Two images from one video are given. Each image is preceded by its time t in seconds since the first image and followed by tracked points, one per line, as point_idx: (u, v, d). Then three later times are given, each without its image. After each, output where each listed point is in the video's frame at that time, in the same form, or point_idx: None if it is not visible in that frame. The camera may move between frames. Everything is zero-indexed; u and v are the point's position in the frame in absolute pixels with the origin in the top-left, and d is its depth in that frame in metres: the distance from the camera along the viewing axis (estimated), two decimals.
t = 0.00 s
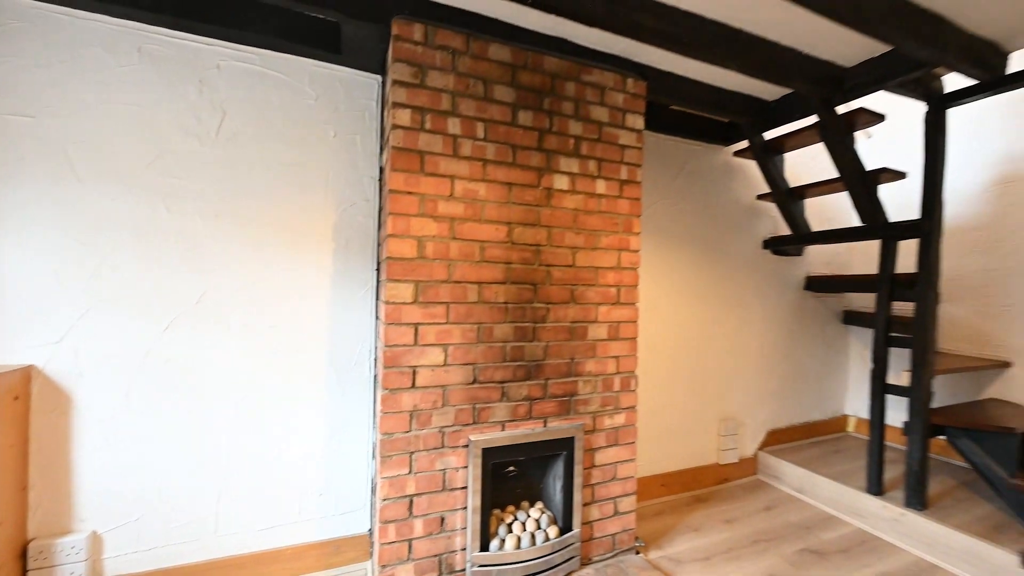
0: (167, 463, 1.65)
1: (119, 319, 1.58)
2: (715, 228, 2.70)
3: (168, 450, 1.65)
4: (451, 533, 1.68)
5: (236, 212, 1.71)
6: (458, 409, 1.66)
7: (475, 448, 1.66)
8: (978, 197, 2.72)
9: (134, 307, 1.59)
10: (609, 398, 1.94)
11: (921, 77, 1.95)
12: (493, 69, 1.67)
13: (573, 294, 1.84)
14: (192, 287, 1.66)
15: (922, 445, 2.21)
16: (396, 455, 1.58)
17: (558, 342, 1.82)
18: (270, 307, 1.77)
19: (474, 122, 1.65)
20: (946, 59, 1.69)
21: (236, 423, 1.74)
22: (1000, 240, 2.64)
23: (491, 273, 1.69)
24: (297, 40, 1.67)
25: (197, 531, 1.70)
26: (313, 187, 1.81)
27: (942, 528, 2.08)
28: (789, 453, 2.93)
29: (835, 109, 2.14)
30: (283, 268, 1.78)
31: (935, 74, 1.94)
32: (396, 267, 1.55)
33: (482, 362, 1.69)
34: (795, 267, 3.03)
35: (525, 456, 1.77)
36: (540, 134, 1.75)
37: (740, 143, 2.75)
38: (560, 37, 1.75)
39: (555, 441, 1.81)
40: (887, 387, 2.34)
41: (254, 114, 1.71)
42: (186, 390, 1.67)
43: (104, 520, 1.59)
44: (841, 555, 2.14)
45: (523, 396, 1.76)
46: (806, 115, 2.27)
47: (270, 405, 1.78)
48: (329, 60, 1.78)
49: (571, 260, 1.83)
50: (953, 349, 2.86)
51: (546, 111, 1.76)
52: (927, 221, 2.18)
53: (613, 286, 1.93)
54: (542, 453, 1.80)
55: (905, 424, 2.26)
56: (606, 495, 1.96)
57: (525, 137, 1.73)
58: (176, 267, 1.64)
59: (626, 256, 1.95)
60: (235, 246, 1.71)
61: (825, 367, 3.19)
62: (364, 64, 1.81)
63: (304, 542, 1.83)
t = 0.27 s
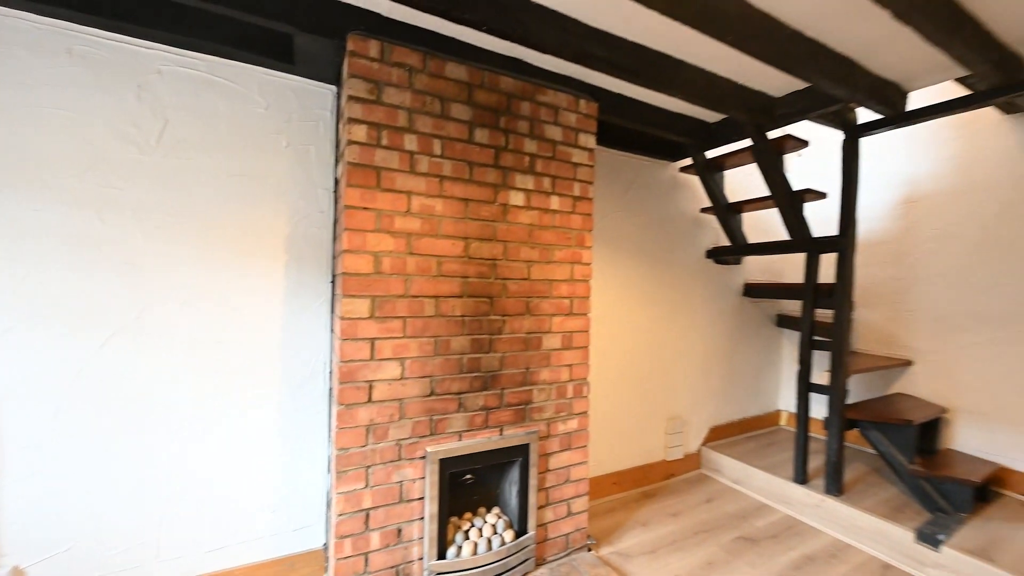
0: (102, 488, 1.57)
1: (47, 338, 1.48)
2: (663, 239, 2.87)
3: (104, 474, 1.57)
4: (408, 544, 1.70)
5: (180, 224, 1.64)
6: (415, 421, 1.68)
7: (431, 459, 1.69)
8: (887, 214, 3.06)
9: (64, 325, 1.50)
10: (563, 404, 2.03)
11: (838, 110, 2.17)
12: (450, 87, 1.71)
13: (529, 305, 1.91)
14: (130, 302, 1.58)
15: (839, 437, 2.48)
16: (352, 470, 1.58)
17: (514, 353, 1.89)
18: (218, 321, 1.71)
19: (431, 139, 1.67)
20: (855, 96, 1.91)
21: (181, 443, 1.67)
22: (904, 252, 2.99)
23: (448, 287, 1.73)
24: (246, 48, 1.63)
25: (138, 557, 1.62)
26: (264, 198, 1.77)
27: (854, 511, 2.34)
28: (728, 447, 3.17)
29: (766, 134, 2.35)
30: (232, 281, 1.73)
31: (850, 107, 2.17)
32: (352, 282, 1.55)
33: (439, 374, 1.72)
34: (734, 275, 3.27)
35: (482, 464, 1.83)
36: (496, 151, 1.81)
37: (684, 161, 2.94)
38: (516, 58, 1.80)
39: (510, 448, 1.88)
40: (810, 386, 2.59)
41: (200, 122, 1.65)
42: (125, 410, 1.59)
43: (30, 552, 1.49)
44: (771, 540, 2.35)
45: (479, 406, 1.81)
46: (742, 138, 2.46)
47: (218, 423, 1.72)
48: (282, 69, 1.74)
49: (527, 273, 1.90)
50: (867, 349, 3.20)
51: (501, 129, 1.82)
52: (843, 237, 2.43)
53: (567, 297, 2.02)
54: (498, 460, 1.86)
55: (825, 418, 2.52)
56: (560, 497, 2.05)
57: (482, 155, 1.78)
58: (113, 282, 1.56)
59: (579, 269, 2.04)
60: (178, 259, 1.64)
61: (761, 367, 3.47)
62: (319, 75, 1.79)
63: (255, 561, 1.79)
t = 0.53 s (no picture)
0: None
1: None
2: (604, 245, 3.00)
3: None
4: (349, 559, 1.66)
5: (86, 227, 1.48)
6: (357, 433, 1.65)
7: (374, 471, 1.66)
8: (798, 226, 3.41)
9: None
10: (507, 409, 2.08)
11: (758, 131, 2.39)
12: (393, 93, 1.68)
13: (473, 313, 1.94)
14: (24, 315, 1.41)
15: (758, 428, 2.73)
16: (287, 487, 1.52)
17: (459, 361, 1.91)
18: (133, 334, 1.57)
19: (373, 145, 1.64)
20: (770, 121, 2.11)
21: (87, 470, 1.51)
22: (812, 260, 3.35)
23: (391, 295, 1.70)
24: (166, 39, 1.50)
25: None
26: (187, 200, 1.64)
27: (770, 494, 2.59)
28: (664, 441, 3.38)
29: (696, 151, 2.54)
30: (150, 290, 1.59)
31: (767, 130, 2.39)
32: (287, 292, 1.48)
33: (382, 384, 1.70)
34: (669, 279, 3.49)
35: (426, 472, 1.82)
36: (440, 159, 1.81)
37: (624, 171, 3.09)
38: (462, 68, 1.81)
39: (455, 455, 1.89)
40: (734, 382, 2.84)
41: (110, 116, 1.51)
42: (18, 436, 1.41)
43: None
44: (700, 527, 2.54)
45: (424, 415, 1.81)
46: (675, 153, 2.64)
47: (133, 445, 1.58)
48: (208, 63, 1.63)
49: (471, 281, 1.93)
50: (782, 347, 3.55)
51: (446, 138, 1.82)
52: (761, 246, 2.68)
53: (511, 304, 2.07)
54: (443, 468, 1.87)
55: (746, 410, 2.77)
56: (505, 500, 2.09)
57: (426, 162, 1.77)
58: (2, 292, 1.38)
59: (523, 277, 2.11)
60: (84, 266, 1.48)
61: (693, 365, 3.73)
62: (251, 72, 1.69)
63: None
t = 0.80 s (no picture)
0: None
1: None
2: (542, 247, 3.08)
3: None
4: None
5: None
6: (284, 444, 1.56)
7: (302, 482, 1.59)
8: (717, 232, 3.73)
9: None
10: (446, 411, 2.08)
11: (681, 143, 2.59)
12: (324, 87, 1.62)
13: (411, 315, 1.92)
14: None
15: (681, 417, 2.95)
16: (203, 506, 1.40)
17: (395, 364, 1.87)
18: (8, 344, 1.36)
19: (301, 141, 1.57)
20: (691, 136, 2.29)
21: None
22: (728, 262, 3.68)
23: (321, 298, 1.64)
24: (50, 7, 1.32)
25: None
26: (79, 192, 1.46)
27: (692, 478, 2.81)
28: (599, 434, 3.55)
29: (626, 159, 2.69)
30: (30, 294, 1.39)
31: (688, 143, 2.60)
32: (203, 296, 1.37)
33: (312, 391, 1.62)
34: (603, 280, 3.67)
35: (361, 480, 1.77)
36: (375, 158, 1.77)
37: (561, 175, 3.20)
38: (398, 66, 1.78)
39: (392, 460, 1.86)
40: (661, 375, 3.05)
41: None
42: None
43: None
44: (630, 513, 2.70)
45: (358, 421, 1.75)
46: (608, 160, 2.78)
47: (9, 472, 1.37)
48: (105, 39, 1.46)
49: (409, 283, 1.90)
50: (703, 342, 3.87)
51: (382, 136, 1.78)
52: (684, 250, 2.90)
53: (449, 306, 2.08)
54: (379, 474, 1.83)
55: (672, 402, 2.98)
56: (443, 502, 2.08)
57: (360, 161, 1.72)
58: None
59: (461, 278, 2.12)
60: None
61: (625, 360, 3.94)
62: (158, 53, 1.54)
63: None
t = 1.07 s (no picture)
0: None
1: None
2: (484, 246, 3.10)
3: None
4: None
5: None
6: (200, 457, 1.44)
7: (222, 497, 1.47)
8: (651, 235, 3.95)
9: None
10: (384, 414, 2.02)
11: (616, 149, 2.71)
12: (245, 74, 1.52)
13: (346, 316, 1.85)
14: None
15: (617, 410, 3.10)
16: (102, 532, 1.26)
17: (328, 367, 1.80)
18: None
19: (219, 130, 1.46)
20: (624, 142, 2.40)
21: None
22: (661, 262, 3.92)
23: (243, 300, 1.53)
24: None
25: None
26: None
27: (626, 467, 2.96)
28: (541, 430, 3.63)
29: (565, 162, 2.78)
30: None
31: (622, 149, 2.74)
32: (99, 298, 1.23)
33: (233, 399, 1.51)
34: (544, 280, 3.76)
35: (290, 491, 1.68)
36: (304, 151, 1.70)
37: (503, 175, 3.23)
38: (328, 55, 1.71)
39: (325, 468, 1.78)
40: (599, 371, 3.17)
41: None
42: None
43: None
44: (570, 505, 2.79)
45: (286, 429, 1.66)
46: (548, 162, 2.85)
47: None
48: None
49: (343, 282, 1.83)
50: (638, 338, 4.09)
51: (311, 128, 1.72)
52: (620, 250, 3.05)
53: (387, 306, 2.03)
54: (310, 483, 1.74)
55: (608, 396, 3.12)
56: (381, 507, 2.03)
57: (287, 153, 1.64)
58: None
59: (400, 277, 2.08)
60: None
61: (566, 357, 4.07)
62: (42, 22, 1.36)
63: None
